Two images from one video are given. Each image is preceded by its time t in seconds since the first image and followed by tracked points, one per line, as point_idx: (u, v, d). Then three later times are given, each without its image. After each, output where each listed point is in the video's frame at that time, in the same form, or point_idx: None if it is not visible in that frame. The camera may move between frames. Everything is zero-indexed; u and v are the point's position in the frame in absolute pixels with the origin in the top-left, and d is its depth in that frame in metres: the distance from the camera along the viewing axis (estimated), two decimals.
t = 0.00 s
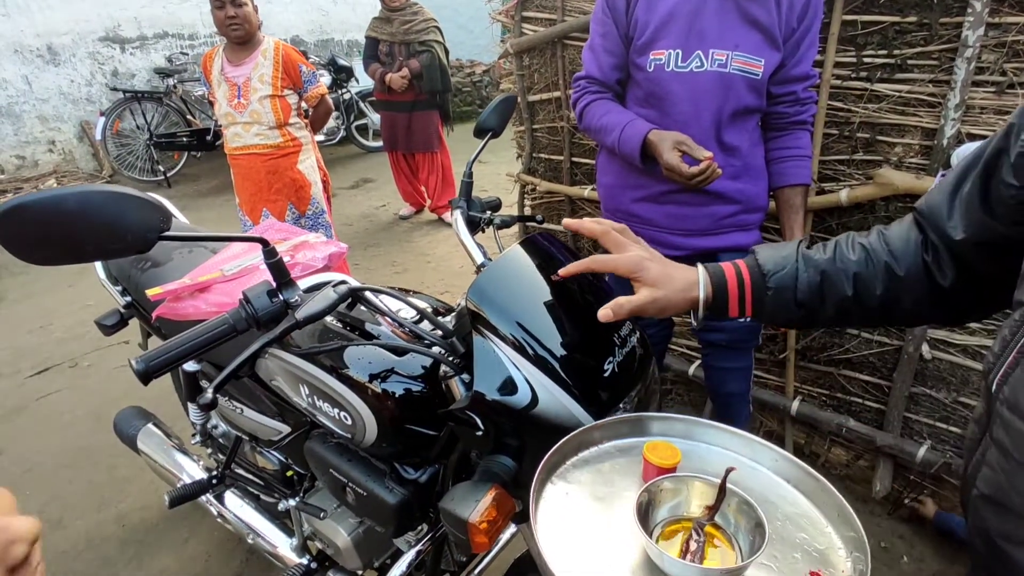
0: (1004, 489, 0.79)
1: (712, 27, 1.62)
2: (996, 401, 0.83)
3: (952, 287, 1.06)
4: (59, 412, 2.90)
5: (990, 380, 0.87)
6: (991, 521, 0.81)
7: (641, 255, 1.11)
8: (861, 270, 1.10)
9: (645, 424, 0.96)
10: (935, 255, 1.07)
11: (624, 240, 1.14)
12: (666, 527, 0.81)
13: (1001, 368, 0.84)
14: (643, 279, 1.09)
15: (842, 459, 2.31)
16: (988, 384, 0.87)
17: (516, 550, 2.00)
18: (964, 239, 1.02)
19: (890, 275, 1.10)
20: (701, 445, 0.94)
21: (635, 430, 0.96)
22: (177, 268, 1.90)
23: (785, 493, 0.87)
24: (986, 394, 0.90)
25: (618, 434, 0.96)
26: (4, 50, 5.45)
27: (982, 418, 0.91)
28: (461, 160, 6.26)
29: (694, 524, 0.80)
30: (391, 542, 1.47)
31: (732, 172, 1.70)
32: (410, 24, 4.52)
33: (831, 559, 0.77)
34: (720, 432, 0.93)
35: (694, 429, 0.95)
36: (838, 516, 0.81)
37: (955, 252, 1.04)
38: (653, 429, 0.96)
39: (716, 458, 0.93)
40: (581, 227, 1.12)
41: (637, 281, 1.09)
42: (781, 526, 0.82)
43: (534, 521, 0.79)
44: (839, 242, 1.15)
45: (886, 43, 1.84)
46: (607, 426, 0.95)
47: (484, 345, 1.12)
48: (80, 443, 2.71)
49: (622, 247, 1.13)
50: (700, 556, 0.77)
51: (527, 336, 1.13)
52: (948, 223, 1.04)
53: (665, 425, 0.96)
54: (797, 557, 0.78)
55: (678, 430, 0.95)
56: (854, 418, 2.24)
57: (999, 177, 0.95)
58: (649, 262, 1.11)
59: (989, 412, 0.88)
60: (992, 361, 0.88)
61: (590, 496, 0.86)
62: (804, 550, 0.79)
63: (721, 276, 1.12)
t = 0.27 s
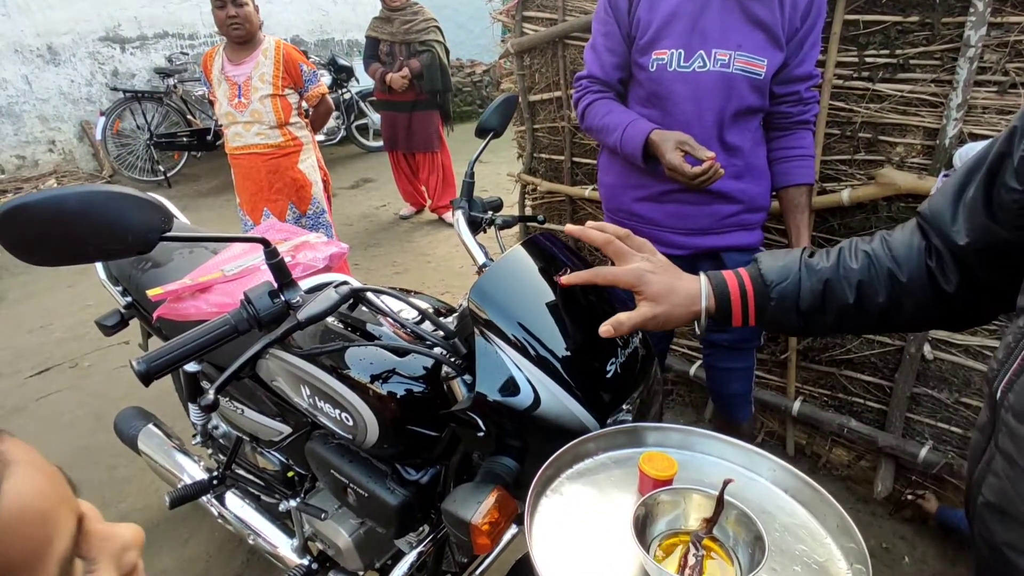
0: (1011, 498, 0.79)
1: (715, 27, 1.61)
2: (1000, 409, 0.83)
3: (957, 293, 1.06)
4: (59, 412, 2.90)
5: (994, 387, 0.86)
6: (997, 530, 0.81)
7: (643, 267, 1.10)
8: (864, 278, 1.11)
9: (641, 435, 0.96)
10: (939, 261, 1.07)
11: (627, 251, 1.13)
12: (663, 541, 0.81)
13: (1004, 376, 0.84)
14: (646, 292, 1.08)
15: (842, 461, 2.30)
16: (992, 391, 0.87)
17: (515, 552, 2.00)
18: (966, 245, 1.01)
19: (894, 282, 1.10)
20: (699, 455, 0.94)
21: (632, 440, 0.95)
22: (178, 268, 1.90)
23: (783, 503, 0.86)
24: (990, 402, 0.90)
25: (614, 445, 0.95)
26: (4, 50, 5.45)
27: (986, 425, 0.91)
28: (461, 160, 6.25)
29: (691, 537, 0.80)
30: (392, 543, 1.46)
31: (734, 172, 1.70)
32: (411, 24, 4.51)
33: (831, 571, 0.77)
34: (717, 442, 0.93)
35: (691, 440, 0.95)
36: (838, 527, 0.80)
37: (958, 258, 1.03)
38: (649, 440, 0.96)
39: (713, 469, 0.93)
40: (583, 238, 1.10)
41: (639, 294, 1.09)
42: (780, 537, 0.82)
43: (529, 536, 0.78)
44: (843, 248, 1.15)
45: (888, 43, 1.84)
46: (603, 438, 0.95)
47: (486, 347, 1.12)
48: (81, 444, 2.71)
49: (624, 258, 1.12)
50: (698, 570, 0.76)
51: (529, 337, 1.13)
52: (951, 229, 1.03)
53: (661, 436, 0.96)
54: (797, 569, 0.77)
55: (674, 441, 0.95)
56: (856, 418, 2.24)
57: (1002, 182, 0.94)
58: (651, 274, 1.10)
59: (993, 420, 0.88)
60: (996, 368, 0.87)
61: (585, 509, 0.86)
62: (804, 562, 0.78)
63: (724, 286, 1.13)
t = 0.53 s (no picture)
0: (1014, 504, 0.78)
1: (714, 27, 1.61)
2: (1004, 413, 0.82)
3: (969, 301, 1.05)
4: (58, 413, 2.89)
5: (997, 392, 0.86)
6: (1001, 537, 0.80)
7: (651, 279, 1.09)
8: (874, 287, 1.10)
9: (641, 438, 0.95)
10: (950, 268, 1.06)
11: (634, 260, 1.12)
12: (661, 544, 0.80)
13: (1008, 380, 0.83)
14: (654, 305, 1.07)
15: (842, 461, 2.30)
16: (995, 396, 0.86)
17: (514, 554, 1.99)
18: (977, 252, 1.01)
19: (905, 290, 1.09)
20: (698, 459, 0.93)
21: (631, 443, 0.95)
22: (176, 268, 1.89)
23: (784, 509, 0.86)
24: (992, 407, 0.89)
25: (613, 448, 0.95)
26: (4, 50, 5.44)
27: (988, 431, 0.90)
28: (461, 160, 6.25)
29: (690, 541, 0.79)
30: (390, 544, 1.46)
31: (733, 172, 1.69)
32: (410, 24, 4.50)
33: None
34: (716, 446, 0.92)
35: (691, 444, 0.94)
36: (838, 534, 0.80)
37: (969, 264, 1.03)
38: (649, 443, 0.95)
39: (713, 473, 0.92)
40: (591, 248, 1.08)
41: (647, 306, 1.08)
42: (780, 543, 0.81)
43: (527, 540, 0.78)
44: (852, 257, 1.14)
45: (888, 42, 1.84)
46: (602, 441, 0.94)
47: (483, 348, 1.11)
48: (79, 444, 2.70)
49: (632, 268, 1.10)
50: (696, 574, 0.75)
51: (527, 338, 1.12)
52: (962, 235, 1.03)
53: (661, 439, 0.95)
54: None
55: (674, 444, 0.95)
56: (856, 418, 2.23)
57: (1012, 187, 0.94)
58: (659, 285, 1.09)
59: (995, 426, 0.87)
60: (999, 373, 0.87)
61: (583, 513, 0.85)
62: (804, 567, 0.78)
63: (732, 298, 1.12)
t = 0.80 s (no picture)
0: (1015, 503, 0.78)
1: (712, 25, 1.60)
2: (1004, 411, 0.82)
3: (978, 304, 1.05)
4: (58, 412, 2.89)
5: (997, 390, 0.85)
6: (1002, 536, 0.80)
7: (659, 287, 1.08)
8: (883, 292, 1.10)
9: (642, 438, 0.95)
10: (958, 272, 1.06)
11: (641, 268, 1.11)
12: (662, 543, 0.80)
13: (1007, 378, 0.83)
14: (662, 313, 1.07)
15: (842, 459, 2.29)
16: (996, 395, 0.86)
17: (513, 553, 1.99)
18: (986, 254, 1.01)
19: (913, 295, 1.09)
20: (699, 459, 0.93)
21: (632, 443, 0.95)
22: (174, 267, 1.89)
23: (785, 508, 0.86)
24: (992, 406, 0.89)
25: (614, 448, 0.95)
26: (4, 50, 5.44)
27: (989, 430, 0.90)
28: (461, 160, 6.24)
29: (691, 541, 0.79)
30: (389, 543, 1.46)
31: (732, 170, 1.69)
32: (410, 23, 4.50)
33: None
34: (717, 446, 0.92)
35: (692, 444, 0.94)
36: (839, 533, 0.80)
37: (978, 267, 1.03)
38: (649, 443, 0.95)
39: (714, 473, 0.92)
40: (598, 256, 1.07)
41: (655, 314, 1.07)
42: (780, 543, 0.81)
43: (527, 540, 0.77)
44: (859, 263, 1.14)
45: (887, 41, 1.83)
46: (603, 441, 0.94)
47: (481, 346, 1.11)
48: (79, 443, 2.70)
49: (639, 276, 1.10)
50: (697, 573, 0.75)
51: (525, 336, 1.12)
52: (969, 238, 1.03)
53: (661, 439, 0.95)
54: None
55: (674, 444, 0.94)
56: (855, 417, 2.23)
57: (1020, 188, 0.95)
58: (666, 293, 1.09)
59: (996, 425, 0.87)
60: (999, 370, 0.86)
61: (584, 513, 0.85)
62: (804, 567, 0.78)
63: (740, 305, 1.11)
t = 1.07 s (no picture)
0: (1011, 497, 0.78)
1: (710, 20, 1.61)
2: (998, 405, 0.83)
3: (979, 302, 1.06)
4: (57, 410, 2.89)
5: (993, 384, 0.86)
6: (997, 530, 0.80)
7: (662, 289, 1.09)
8: (884, 292, 1.10)
9: (642, 435, 0.95)
10: (959, 270, 1.06)
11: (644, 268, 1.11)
12: (662, 539, 0.80)
13: (1002, 372, 0.84)
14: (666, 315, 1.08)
15: (839, 455, 2.30)
16: (990, 389, 0.87)
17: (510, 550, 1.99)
18: (987, 252, 1.01)
19: (915, 295, 1.09)
20: (699, 456, 0.94)
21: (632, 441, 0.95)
22: (173, 265, 1.89)
23: (784, 504, 0.86)
24: (987, 400, 0.89)
25: (613, 445, 0.95)
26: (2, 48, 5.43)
27: (984, 424, 0.90)
28: (459, 158, 6.24)
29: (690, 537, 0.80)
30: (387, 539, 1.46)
31: (730, 166, 1.69)
32: (408, 21, 4.50)
33: (830, 571, 0.76)
34: (717, 443, 0.93)
35: (691, 442, 0.94)
36: (837, 527, 0.80)
37: (978, 266, 1.03)
38: (649, 441, 0.96)
39: (714, 470, 0.92)
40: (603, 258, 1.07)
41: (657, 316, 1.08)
42: (779, 539, 0.81)
43: (527, 537, 0.78)
44: (861, 263, 1.14)
45: (885, 37, 1.84)
46: (602, 438, 0.94)
47: (478, 340, 1.11)
48: (78, 441, 2.70)
49: (641, 278, 1.10)
50: (696, 569, 0.76)
51: (522, 332, 1.12)
52: (970, 236, 1.03)
53: (660, 436, 0.95)
54: (797, 571, 0.77)
55: (674, 442, 0.95)
56: (853, 413, 2.24)
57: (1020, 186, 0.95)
58: (668, 295, 1.09)
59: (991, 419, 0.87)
60: (993, 364, 0.87)
61: (583, 509, 0.85)
62: (803, 562, 0.78)
63: (743, 307, 1.11)
